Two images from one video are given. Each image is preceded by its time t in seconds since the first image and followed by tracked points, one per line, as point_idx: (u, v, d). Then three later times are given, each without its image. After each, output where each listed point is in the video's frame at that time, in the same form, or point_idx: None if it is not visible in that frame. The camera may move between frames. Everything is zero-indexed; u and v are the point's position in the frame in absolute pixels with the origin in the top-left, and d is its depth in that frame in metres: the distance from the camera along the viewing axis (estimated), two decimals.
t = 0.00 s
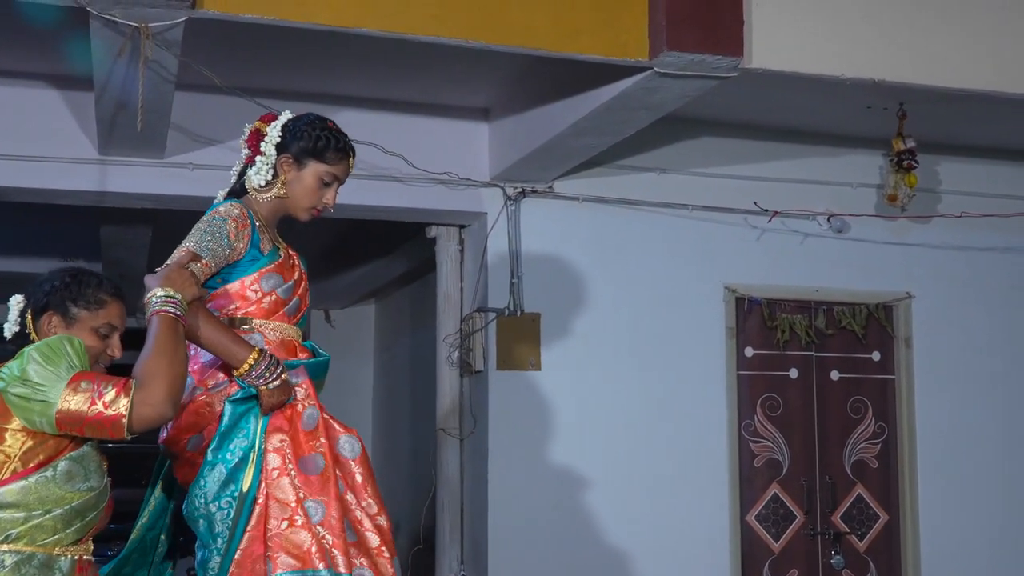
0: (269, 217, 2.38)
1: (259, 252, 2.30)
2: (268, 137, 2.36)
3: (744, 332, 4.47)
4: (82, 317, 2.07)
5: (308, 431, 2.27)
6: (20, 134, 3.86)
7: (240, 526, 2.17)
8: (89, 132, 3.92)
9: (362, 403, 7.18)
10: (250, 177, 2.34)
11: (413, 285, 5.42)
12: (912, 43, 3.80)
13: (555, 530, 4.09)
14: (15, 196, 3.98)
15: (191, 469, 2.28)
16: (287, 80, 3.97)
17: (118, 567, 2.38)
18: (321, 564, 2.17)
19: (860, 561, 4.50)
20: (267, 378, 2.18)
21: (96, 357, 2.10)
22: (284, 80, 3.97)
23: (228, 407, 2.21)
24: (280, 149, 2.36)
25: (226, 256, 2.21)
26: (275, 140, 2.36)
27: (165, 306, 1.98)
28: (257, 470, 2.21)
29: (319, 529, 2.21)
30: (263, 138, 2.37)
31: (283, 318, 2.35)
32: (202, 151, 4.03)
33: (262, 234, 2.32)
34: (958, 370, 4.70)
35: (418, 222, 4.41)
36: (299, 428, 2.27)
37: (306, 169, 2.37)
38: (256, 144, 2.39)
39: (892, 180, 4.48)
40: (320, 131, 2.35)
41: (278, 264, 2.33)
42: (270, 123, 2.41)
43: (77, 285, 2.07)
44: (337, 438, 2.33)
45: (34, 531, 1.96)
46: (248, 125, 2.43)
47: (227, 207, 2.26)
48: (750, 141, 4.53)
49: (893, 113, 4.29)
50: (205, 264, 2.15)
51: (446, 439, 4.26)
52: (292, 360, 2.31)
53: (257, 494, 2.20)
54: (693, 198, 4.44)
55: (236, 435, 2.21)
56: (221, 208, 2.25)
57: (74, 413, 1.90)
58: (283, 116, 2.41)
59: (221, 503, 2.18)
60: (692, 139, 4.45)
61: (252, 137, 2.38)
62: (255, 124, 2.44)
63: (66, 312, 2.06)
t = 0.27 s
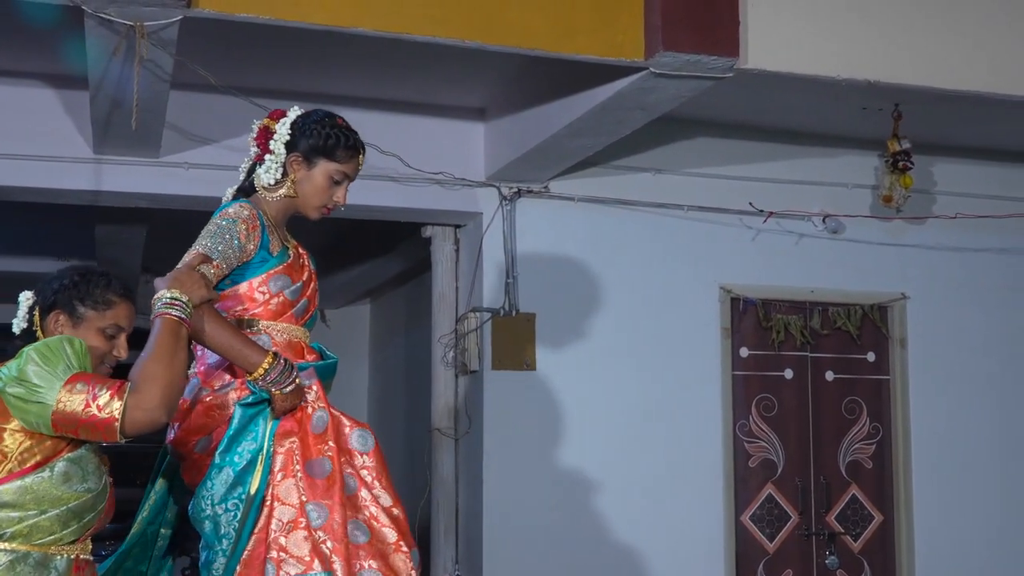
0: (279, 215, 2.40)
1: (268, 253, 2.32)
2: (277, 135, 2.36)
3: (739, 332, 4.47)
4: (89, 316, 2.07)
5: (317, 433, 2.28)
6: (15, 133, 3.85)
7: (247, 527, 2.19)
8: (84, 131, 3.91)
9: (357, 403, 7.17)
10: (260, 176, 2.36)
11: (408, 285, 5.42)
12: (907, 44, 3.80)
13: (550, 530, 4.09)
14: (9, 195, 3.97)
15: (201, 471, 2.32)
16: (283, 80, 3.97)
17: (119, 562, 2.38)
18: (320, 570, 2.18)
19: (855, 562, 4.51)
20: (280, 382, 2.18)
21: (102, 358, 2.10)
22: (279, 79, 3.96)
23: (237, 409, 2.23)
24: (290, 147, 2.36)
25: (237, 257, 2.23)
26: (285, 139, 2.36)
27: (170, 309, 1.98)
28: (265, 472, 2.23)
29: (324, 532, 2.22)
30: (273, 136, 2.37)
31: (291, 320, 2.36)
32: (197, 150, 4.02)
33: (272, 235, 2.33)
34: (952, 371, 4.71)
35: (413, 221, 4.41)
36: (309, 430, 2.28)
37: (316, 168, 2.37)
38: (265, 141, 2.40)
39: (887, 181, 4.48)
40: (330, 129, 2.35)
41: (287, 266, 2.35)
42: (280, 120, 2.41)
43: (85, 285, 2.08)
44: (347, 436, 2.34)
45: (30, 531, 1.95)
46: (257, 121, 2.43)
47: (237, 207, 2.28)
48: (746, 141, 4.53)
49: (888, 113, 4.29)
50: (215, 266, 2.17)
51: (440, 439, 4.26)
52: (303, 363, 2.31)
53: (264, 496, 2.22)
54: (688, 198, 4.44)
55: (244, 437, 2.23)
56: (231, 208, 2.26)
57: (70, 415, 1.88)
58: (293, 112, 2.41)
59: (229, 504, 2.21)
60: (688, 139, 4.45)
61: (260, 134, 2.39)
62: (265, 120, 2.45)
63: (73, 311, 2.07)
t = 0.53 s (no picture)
0: (301, 222, 2.39)
1: (287, 261, 2.30)
2: (300, 142, 2.36)
3: (734, 332, 4.47)
4: (96, 318, 2.11)
5: (329, 446, 2.26)
6: (10, 131, 3.85)
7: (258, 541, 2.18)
8: (79, 130, 3.91)
9: (353, 403, 7.17)
10: (282, 183, 2.35)
11: (404, 284, 5.42)
12: (902, 44, 3.81)
13: (545, 529, 4.09)
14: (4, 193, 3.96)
15: (211, 482, 2.26)
16: (278, 79, 3.97)
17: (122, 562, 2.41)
18: None
19: (849, 561, 4.51)
20: (293, 392, 2.16)
21: (108, 359, 2.14)
22: (275, 79, 3.96)
23: (250, 420, 2.22)
24: (313, 155, 2.35)
25: (256, 264, 2.21)
26: (308, 146, 2.36)
27: (175, 316, 1.95)
28: (276, 485, 2.21)
29: (335, 546, 2.19)
30: (296, 143, 2.37)
31: (305, 330, 2.34)
32: (192, 149, 4.02)
33: (293, 242, 2.32)
34: (947, 371, 4.72)
35: (409, 221, 4.41)
36: (321, 442, 2.26)
37: (339, 176, 2.37)
38: (288, 148, 2.40)
39: (882, 181, 4.49)
40: (354, 137, 2.34)
41: (305, 275, 2.32)
42: (303, 126, 2.41)
43: (94, 286, 2.12)
44: (361, 447, 2.33)
45: (27, 532, 2.00)
46: (281, 127, 2.43)
47: (259, 213, 2.26)
48: (741, 141, 4.53)
49: (884, 113, 4.29)
50: (232, 271, 2.14)
51: (435, 438, 4.26)
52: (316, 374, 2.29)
53: (276, 508, 2.20)
54: (683, 198, 4.44)
55: (256, 449, 2.23)
56: (253, 214, 2.25)
57: (66, 419, 1.89)
58: (318, 118, 2.40)
59: (240, 517, 2.20)
60: (683, 139, 4.46)
61: (285, 140, 2.39)
62: (289, 126, 2.44)
63: (81, 312, 2.11)
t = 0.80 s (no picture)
0: (331, 235, 2.38)
1: (315, 274, 2.30)
2: (334, 154, 2.35)
3: (730, 332, 4.48)
4: (102, 321, 2.15)
5: (346, 462, 2.25)
6: (6, 130, 3.84)
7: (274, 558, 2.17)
8: (75, 129, 3.91)
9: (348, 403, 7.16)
10: (315, 195, 2.34)
11: (399, 284, 5.42)
12: (898, 44, 3.81)
13: (540, 528, 4.09)
14: None
15: (228, 496, 2.29)
16: (275, 78, 3.97)
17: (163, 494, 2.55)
18: None
19: (844, 561, 4.52)
20: (304, 409, 2.14)
21: (112, 361, 2.19)
22: (272, 78, 3.96)
23: (264, 436, 2.21)
24: (346, 168, 2.35)
25: (281, 275, 2.21)
26: (342, 158, 2.35)
27: (183, 328, 1.89)
28: (293, 501, 2.20)
29: (353, 562, 2.18)
30: (330, 155, 2.36)
31: (325, 344, 2.34)
32: (189, 147, 4.01)
33: (323, 254, 2.32)
34: (943, 372, 4.72)
35: (405, 220, 4.41)
36: (338, 459, 2.25)
37: (372, 191, 2.36)
38: (322, 160, 2.39)
39: (878, 182, 4.49)
40: (388, 152, 2.34)
41: (330, 289, 2.32)
42: (338, 137, 2.40)
43: (102, 290, 2.16)
44: (381, 459, 2.32)
45: (26, 532, 2.04)
46: (315, 138, 2.43)
47: (290, 224, 2.27)
48: (738, 142, 4.54)
49: (880, 114, 4.30)
50: (254, 281, 2.14)
51: (431, 437, 4.25)
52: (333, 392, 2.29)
53: (293, 525, 2.19)
54: (679, 198, 4.44)
55: (273, 465, 2.21)
56: (284, 225, 2.26)
57: (63, 424, 1.88)
58: (352, 131, 2.40)
59: (257, 533, 2.19)
60: (680, 139, 4.46)
61: (319, 151, 2.39)
62: (324, 137, 2.44)
63: (88, 315, 2.15)
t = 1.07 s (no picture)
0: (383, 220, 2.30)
1: (363, 261, 2.22)
2: (387, 138, 2.27)
3: (725, 333, 4.48)
4: (113, 327, 2.16)
5: (376, 463, 2.18)
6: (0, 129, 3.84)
7: (292, 548, 2.12)
8: (70, 128, 3.90)
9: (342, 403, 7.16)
10: (367, 178, 2.26)
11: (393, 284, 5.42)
12: (893, 46, 3.81)
13: (535, 528, 4.09)
14: None
15: (252, 478, 2.20)
16: (271, 78, 3.97)
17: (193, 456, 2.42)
18: None
19: (839, 562, 4.52)
20: (327, 408, 2.07)
21: (121, 368, 2.18)
22: (267, 78, 3.96)
23: (297, 425, 2.16)
24: (399, 151, 2.26)
25: (326, 264, 2.15)
26: (395, 142, 2.27)
27: (202, 329, 1.79)
28: (319, 495, 2.14)
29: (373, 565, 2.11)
30: (382, 139, 2.28)
31: (370, 334, 2.26)
32: (184, 147, 4.02)
33: (372, 239, 2.24)
34: (938, 373, 4.73)
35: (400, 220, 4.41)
36: (369, 459, 2.19)
37: (426, 175, 2.28)
38: (375, 143, 2.31)
39: (873, 183, 4.50)
40: (441, 136, 2.26)
41: (379, 277, 2.24)
42: (390, 120, 2.32)
43: (114, 296, 2.17)
44: (416, 462, 2.24)
45: (27, 534, 2.02)
46: (367, 120, 2.35)
47: (338, 209, 2.19)
48: (733, 142, 4.54)
49: (875, 116, 4.30)
50: (294, 274, 2.09)
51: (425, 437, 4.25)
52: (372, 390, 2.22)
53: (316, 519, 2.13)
54: (674, 199, 4.45)
55: (303, 456, 2.16)
56: (332, 211, 2.18)
57: (69, 425, 1.84)
58: (405, 113, 2.32)
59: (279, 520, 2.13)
60: (675, 139, 4.46)
61: (373, 134, 2.31)
62: (375, 119, 2.36)
63: (99, 320, 2.16)
